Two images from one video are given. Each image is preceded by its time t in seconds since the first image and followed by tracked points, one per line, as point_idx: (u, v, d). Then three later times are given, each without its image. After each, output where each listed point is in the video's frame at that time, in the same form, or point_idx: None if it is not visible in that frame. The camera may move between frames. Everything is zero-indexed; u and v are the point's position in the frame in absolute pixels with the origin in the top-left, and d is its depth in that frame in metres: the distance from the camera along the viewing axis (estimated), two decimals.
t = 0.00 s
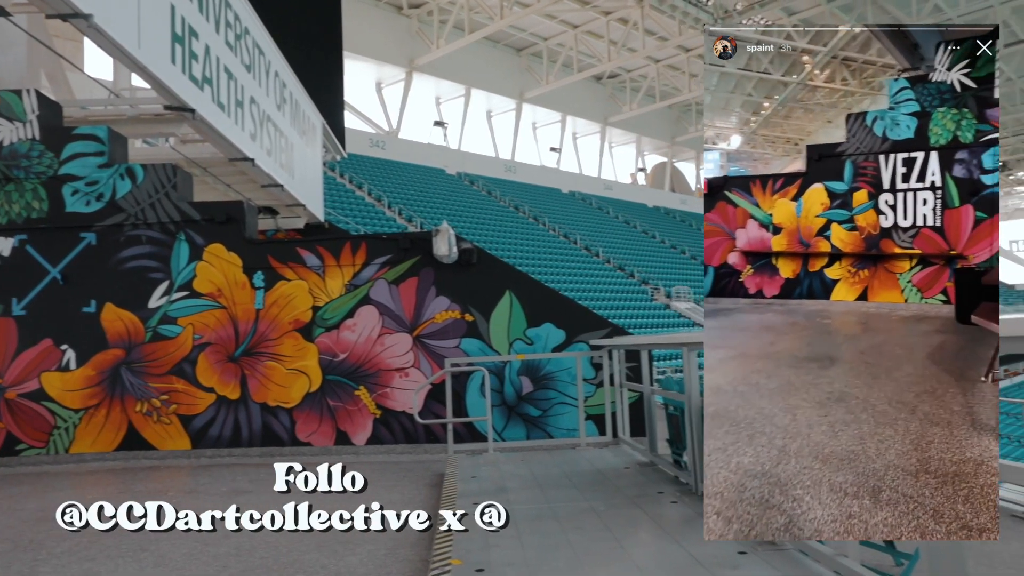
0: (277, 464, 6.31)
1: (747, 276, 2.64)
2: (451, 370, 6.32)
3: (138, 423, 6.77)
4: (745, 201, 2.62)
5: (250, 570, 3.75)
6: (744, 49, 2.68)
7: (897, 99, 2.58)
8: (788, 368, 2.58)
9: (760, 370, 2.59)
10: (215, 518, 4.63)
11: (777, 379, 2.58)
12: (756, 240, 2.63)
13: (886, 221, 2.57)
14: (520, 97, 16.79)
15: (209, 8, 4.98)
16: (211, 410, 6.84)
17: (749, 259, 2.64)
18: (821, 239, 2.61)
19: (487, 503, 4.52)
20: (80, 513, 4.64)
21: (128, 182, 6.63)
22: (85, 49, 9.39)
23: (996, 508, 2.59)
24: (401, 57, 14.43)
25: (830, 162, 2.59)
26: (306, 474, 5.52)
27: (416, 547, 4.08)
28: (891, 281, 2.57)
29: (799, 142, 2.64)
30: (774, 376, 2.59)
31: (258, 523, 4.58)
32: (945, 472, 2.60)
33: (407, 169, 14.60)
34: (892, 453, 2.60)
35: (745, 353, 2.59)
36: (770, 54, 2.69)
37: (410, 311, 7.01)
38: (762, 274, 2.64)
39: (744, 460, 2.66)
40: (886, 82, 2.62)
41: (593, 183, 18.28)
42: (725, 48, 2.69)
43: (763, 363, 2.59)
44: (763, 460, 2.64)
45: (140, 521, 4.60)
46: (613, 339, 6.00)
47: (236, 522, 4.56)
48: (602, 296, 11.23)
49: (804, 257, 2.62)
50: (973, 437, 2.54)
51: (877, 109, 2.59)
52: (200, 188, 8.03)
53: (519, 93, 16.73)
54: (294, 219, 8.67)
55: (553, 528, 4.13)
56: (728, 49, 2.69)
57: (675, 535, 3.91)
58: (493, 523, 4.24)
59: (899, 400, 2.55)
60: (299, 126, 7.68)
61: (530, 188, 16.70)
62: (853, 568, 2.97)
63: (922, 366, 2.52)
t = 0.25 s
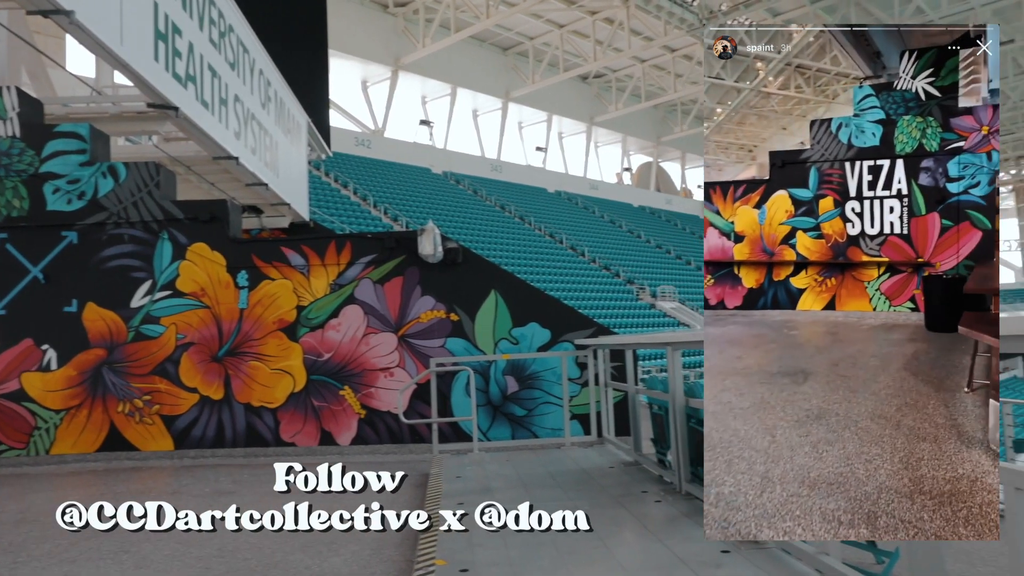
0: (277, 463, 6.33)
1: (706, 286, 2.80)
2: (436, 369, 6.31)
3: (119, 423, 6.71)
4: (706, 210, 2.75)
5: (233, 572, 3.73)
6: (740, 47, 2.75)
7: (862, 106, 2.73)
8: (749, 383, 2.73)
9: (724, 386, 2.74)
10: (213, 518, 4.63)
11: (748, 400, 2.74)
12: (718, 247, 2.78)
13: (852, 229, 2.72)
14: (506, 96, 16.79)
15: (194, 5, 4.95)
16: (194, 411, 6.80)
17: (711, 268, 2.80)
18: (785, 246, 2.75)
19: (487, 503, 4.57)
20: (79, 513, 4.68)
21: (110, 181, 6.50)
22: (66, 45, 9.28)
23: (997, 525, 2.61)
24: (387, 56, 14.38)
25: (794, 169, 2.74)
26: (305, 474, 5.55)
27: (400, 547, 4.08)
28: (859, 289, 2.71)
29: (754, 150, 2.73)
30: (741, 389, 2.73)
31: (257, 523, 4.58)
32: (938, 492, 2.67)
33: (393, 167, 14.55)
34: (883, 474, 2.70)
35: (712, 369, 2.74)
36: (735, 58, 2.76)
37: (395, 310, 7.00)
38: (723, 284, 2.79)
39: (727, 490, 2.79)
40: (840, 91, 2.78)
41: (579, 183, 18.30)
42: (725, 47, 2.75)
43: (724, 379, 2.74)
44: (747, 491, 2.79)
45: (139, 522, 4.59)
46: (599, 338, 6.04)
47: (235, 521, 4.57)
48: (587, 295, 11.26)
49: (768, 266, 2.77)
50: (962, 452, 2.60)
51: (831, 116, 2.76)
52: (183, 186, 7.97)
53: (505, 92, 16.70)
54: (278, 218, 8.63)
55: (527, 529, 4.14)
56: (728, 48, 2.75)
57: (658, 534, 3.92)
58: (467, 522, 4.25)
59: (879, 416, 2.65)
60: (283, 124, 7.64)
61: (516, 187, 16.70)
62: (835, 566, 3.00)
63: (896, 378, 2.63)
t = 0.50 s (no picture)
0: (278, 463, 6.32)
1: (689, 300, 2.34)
2: (416, 369, 6.30)
3: (95, 424, 6.63)
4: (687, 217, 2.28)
5: (209, 573, 3.71)
6: (742, 48, 2.34)
7: (841, 114, 2.28)
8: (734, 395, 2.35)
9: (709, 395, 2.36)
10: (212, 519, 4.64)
11: (735, 415, 2.36)
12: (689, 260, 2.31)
13: (833, 238, 2.26)
14: (487, 96, 16.77)
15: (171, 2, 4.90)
16: (171, 411, 6.74)
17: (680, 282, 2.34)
18: (763, 256, 2.30)
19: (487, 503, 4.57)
20: (79, 514, 4.69)
21: (85, 179, 6.45)
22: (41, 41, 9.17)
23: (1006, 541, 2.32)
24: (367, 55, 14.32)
25: (773, 175, 2.29)
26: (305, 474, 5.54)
27: (379, 547, 4.06)
28: (841, 298, 2.27)
29: (722, 159, 2.36)
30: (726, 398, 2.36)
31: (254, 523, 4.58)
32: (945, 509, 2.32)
33: (373, 166, 14.47)
34: (885, 489, 2.35)
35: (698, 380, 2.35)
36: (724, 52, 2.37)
37: (375, 310, 6.98)
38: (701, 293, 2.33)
39: (720, 519, 2.44)
40: (811, 102, 2.32)
41: (560, 183, 18.34)
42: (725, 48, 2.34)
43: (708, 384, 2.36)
44: (743, 519, 2.43)
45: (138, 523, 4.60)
46: (578, 337, 6.06)
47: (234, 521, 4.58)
48: (567, 295, 11.29)
49: (745, 277, 2.31)
50: (966, 466, 2.26)
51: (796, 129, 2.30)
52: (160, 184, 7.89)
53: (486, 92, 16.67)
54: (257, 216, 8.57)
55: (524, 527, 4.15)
56: (728, 49, 2.34)
57: (636, 532, 3.93)
58: (460, 521, 4.24)
59: (872, 429, 2.28)
60: (263, 122, 7.57)
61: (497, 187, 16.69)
62: (812, 564, 3.04)
63: (890, 389, 2.26)
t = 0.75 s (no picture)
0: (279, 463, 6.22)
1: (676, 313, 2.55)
2: (395, 369, 6.28)
3: (69, 424, 6.55)
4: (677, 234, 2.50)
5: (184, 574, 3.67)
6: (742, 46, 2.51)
7: (831, 125, 2.47)
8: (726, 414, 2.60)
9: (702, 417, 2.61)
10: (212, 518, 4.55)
11: (734, 440, 2.60)
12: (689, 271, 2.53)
13: (823, 249, 2.44)
14: (468, 95, 16.73)
15: None
16: (147, 411, 6.67)
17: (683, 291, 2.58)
18: (751, 268, 2.49)
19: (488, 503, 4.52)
20: (78, 513, 4.59)
21: (60, 176, 6.37)
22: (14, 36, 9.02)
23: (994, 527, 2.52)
24: (347, 53, 14.23)
25: (760, 188, 2.48)
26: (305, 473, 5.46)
27: (357, 547, 4.05)
28: (831, 311, 2.47)
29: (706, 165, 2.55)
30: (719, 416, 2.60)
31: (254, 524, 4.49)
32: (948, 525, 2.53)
33: (353, 164, 14.40)
34: (903, 517, 2.53)
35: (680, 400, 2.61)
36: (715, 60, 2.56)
37: (354, 309, 6.94)
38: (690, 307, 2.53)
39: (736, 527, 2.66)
40: (789, 113, 2.56)
41: (540, 181, 18.35)
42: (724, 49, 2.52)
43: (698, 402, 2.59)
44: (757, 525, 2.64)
45: (138, 522, 4.53)
46: (558, 337, 6.08)
47: (235, 522, 4.50)
48: (547, 294, 11.30)
49: (731, 289, 2.54)
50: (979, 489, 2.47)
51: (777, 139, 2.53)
52: (136, 182, 7.81)
53: (467, 91, 16.61)
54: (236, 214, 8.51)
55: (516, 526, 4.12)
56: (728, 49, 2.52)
57: (614, 531, 3.94)
58: (461, 521, 4.20)
59: (878, 453, 2.47)
60: (241, 120, 7.50)
61: (478, 186, 16.67)
62: (786, 561, 3.07)
63: (889, 409, 2.44)
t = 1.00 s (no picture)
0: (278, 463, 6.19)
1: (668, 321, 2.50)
2: (374, 369, 6.26)
3: (43, 425, 6.47)
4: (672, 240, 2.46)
5: None
6: (741, 47, 2.56)
7: (830, 131, 2.47)
8: (731, 426, 2.58)
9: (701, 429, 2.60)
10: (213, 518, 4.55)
11: (741, 453, 2.60)
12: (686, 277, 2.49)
13: (822, 256, 2.39)
14: (449, 94, 16.70)
15: None
16: (123, 411, 6.60)
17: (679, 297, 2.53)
18: (748, 275, 2.47)
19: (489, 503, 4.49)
20: (78, 514, 4.61)
21: (34, 173, 6.27)
22: None
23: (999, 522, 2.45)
24: (328, 51, 14.16)
25: (757, 194, 2.45)
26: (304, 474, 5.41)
27: (336, 547, 4.02)
28: (829, 319, 2.45)
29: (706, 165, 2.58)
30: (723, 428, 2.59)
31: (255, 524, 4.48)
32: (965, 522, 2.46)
33: (333, 163, 14.32)
34: (927, 534, 2.48)
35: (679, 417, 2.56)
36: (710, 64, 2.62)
37: (334, 309, 6.92)
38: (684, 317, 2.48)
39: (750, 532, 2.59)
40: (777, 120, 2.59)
41: (521, 181, 18.37)
42: (724, 49, 2.56)
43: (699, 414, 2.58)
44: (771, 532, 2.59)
45: (139, 523, 4.53)
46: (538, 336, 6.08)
47: (235, 521, 4.49)
48: (528, 293, 11.32)
49: (728, 297, 2.49)
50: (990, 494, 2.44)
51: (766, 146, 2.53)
52: (113, 179, 7.72)
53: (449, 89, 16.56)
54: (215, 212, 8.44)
55: (516, 527, 4.08)
56: (728, 49, 2.56)
57: (593, 529, 3.96)
58: (462, 522, 4.17)
59: (894, 466, 2.47)
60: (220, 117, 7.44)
61: (459, 185, 16.66)
62: (763, 559, 3.10)
63: (899, 420, 2.45)
